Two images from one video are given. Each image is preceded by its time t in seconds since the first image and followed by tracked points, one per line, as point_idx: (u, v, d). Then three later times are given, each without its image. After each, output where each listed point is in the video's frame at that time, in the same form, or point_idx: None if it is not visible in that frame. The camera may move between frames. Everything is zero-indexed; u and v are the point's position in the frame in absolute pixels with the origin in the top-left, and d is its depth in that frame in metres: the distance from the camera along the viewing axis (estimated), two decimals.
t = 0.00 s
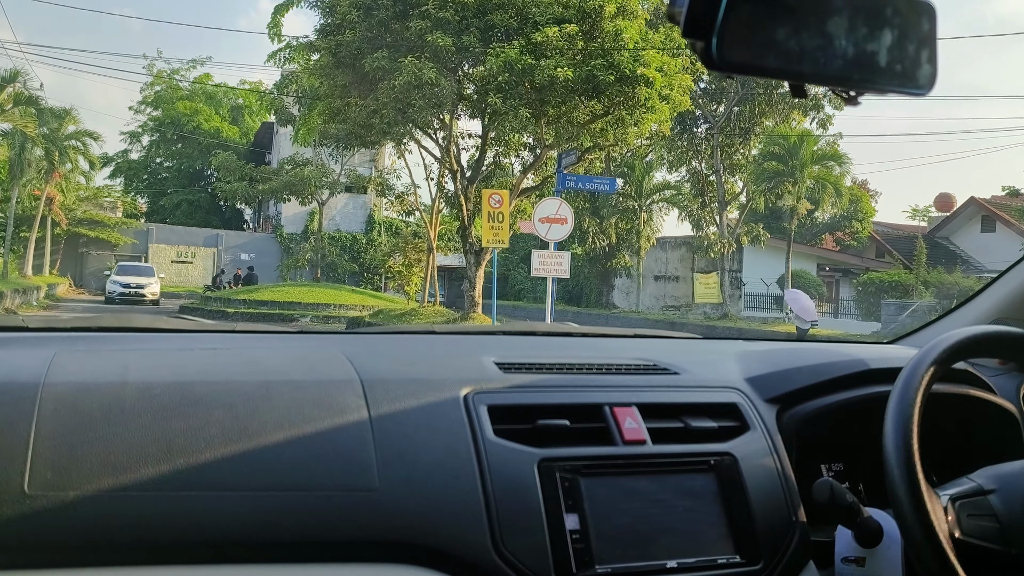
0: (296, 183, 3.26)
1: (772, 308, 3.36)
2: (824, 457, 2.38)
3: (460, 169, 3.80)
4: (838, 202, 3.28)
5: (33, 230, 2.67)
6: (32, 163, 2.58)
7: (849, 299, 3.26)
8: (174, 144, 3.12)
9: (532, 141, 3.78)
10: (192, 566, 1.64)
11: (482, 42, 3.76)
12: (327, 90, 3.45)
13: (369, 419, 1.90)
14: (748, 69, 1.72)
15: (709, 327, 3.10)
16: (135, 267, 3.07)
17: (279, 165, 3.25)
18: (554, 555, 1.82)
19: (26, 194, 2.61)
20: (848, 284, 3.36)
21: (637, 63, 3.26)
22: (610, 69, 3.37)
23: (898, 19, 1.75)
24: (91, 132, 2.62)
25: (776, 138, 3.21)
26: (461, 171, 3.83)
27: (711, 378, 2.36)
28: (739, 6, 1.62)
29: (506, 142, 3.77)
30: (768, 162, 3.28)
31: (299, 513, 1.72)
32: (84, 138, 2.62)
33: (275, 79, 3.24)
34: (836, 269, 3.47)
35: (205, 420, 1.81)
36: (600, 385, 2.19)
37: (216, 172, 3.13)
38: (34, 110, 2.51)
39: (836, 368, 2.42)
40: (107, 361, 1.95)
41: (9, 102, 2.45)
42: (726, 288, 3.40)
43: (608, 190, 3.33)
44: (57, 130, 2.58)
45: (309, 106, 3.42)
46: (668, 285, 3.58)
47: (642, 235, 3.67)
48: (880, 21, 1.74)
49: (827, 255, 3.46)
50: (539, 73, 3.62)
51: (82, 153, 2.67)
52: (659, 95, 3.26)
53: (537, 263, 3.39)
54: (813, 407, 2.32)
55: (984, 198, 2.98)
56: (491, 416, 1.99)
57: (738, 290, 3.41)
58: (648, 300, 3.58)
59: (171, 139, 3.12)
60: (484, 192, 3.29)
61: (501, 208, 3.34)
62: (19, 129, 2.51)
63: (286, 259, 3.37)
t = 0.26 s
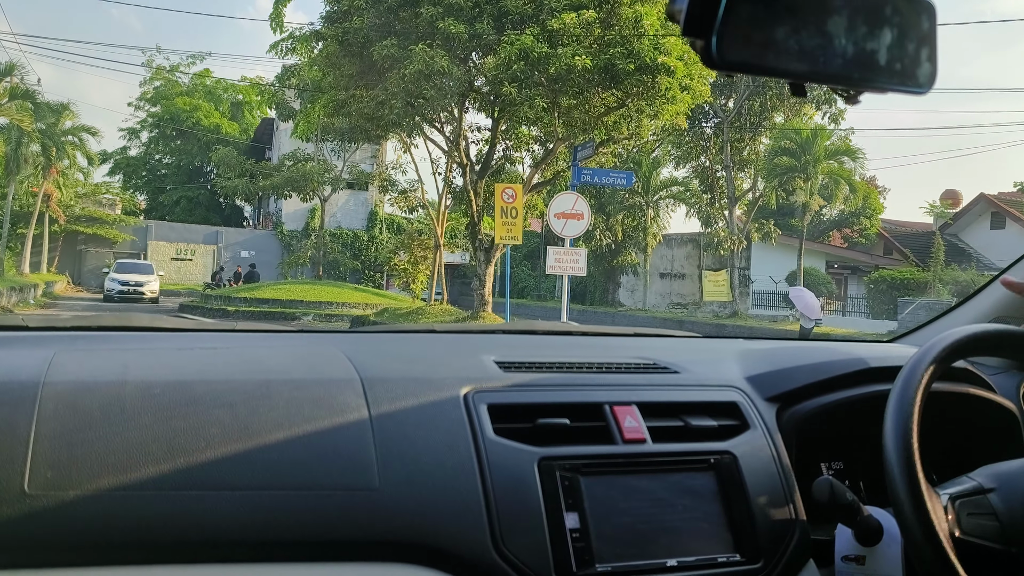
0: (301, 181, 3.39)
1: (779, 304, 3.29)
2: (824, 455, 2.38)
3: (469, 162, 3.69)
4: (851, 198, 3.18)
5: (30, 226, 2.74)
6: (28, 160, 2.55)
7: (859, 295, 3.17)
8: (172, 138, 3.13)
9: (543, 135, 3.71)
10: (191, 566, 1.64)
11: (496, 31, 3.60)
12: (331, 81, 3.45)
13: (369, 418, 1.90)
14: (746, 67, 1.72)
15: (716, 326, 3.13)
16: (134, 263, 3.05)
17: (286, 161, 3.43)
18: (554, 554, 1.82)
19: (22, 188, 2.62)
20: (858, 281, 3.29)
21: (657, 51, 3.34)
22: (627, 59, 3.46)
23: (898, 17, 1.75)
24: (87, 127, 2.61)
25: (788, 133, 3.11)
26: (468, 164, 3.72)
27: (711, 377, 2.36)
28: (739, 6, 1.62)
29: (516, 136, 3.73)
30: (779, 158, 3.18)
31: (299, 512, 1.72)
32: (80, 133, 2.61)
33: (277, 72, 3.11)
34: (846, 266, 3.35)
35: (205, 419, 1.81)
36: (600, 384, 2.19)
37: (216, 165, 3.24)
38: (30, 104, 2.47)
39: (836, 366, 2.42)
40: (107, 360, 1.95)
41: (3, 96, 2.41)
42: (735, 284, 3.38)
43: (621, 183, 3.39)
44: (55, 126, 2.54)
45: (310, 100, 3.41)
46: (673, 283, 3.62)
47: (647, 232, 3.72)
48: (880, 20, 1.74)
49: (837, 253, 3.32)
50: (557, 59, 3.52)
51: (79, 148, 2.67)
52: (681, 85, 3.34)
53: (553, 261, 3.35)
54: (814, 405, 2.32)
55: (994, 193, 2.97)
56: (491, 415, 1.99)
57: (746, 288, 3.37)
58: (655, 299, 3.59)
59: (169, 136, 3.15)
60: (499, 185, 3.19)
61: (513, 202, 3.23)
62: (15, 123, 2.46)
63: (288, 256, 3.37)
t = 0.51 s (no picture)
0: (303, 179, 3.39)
1: (788, 303, 3.25)
2: (825, 455, 2.38)
3: (478, 158, 4.13)
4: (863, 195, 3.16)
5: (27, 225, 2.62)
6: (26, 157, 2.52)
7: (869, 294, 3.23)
8: (172, 136, 3.05)
9: (553, 131, 4.01)
10: (191, 565, 1.64)
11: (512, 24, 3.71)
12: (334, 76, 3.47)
13: (369, 417, 1.90)
14: (746, 66, 1.72)
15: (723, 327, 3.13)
16: (133, 262, 3.06)
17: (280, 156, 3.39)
18: (554, 553, 1.82)
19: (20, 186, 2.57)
20: (866, 280, 3.33)
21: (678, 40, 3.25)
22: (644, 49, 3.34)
23: (898, 16, 1.75)
24: (85, 123, 2.62)
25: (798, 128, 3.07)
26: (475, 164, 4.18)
27: (711, 376, 2.36)
28: (738, 5, 1.62)
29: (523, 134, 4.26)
30: (789, 155, 3.14)
31: (300, 511, 1.72)
32: (79, 129, 2.61)
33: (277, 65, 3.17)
34: (852, 264, 3.35)
35: (205, 418, 1.81)
36: (600, 383, 2.19)
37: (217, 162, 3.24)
38: (28, 100, 2.45)
39: (836, 366, 2.42)
40: (107, 359, 1.95)
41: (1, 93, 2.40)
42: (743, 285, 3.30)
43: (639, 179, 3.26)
44: (52, 122, 2.52)
45: (314, 94, 3.42)
46: (678, 281, 3.64)
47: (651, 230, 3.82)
48: (880, 19, 1.74)
49: (845, 251, 3.31)
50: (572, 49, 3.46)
51: (78, 146, 2.65)
52: (699, 75, 3.26)
53: (569, 258, 3.40)
54: (813, 404, 2.32)
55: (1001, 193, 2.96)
56: (491, 414, 1.99)
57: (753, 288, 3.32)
58: (661, 297, 3.63)
59: (169, 133, 3.08)
60: (510, 181, 3.25)
61: (525, 200, 3.31)
62: (12, 119, 2.44)
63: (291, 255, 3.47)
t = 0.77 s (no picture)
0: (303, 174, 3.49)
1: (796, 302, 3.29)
2: (824, 454, 2.38)
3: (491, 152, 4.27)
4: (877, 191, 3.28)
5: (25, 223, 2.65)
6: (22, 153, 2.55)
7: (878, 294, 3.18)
8: (170, 136, 3.20)
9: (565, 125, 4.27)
10: (191, 565, 1.64)
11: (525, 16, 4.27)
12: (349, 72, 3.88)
13: (369, 416, 1.90)
14: (747, 65, 1.72)
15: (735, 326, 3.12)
16: (132, 262, 3.02)
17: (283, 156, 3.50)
18: (554, 552, 1.82)
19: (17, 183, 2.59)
20: (874, 278, 3.35)
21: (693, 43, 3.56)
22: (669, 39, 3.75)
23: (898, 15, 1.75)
24: (83, 120, 2.62)
25: (809, 128, 3.25)
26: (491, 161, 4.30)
27: (711, 375, 2.36)
28: (738, 5, 1.62)
29: (534, 128, 4.32)
30: (802, 152, 3.33)
31: (300, 510, 1.72)
32: (76, 127, 2.62)
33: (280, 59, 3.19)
34: (861, 263, 3.42)
35: (205, 417, 1.81)
36: (600, 383, 2.19)
37: (217, 159, 3.31)
38: (24, 96, 2.48)
39: (835, 365, 2.42)
40: (107, 358, 1.95)
41: None
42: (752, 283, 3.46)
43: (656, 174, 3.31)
44: (50, 118, 2.55)
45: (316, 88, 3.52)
46: (684, 280, 3.76)
47: (659, 230, 3.95)
48: (880, 19, 1.74)
49: (853, 250, 3.41)
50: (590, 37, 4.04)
51: (75, 142, 2.67)
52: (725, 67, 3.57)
53: (585, 258, 3.47)
54: (813, 404, 2.32)
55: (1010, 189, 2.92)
56: (491, 413, 1.99)
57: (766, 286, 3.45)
58: (666, 296, 3.72)
59: (167, 131, 3.20)
60: (525, 177, 3.19)
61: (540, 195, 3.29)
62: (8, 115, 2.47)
63: (290, 255, 3.51)
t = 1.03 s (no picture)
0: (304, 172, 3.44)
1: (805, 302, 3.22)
2: (824, 454, 2.38)
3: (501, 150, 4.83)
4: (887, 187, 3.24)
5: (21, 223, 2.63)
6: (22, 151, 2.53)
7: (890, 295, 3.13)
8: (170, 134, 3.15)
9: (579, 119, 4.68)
10: (190, 564, 1.64)
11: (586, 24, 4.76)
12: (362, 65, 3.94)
13: (369, 416, 1.90)
14: (746, 64, 1.73)
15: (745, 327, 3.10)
16: (131, 261, 3.02)
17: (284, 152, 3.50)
18: (554, 551, 1.82)
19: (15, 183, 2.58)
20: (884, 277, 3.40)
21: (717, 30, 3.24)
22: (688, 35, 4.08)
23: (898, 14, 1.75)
24: (81, 117, 2.58)
25: (824, 125, 3.20)
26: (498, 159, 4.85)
27: (711, 375, 2.36)
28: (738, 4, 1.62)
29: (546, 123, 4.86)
30: (814, 149, 3.27)
31: (300, 509, 1.72)
32: (74, 125, 2.57)
33: (281, 53, 3.20)
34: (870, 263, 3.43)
35: (205, 417, 1.81)
36: (600, 382, 2.19)
37: (217, 157, 3.38)
38: (21, 93, 2.43)
39: (835, 364, 2.42)
40: (107, 358, 1.96)
41: None
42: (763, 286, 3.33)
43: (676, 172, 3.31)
44: (48, 117, 2.51)
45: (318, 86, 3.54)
46: (690, 280, 3.77)
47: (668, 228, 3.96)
48: (879, 18, 1.74)
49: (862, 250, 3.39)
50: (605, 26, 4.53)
51: (73, 141, 2.62)
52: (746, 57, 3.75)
53: (604, 257, 3.39)
54: (813, 403, 2.32)
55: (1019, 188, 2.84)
56: (491, 413, 1.99)
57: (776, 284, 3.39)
58: (673, 296, 3.74)
59: (167, 131, 3.18)
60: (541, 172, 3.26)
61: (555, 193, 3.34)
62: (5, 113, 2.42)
63: (290, 255, 3.60)
